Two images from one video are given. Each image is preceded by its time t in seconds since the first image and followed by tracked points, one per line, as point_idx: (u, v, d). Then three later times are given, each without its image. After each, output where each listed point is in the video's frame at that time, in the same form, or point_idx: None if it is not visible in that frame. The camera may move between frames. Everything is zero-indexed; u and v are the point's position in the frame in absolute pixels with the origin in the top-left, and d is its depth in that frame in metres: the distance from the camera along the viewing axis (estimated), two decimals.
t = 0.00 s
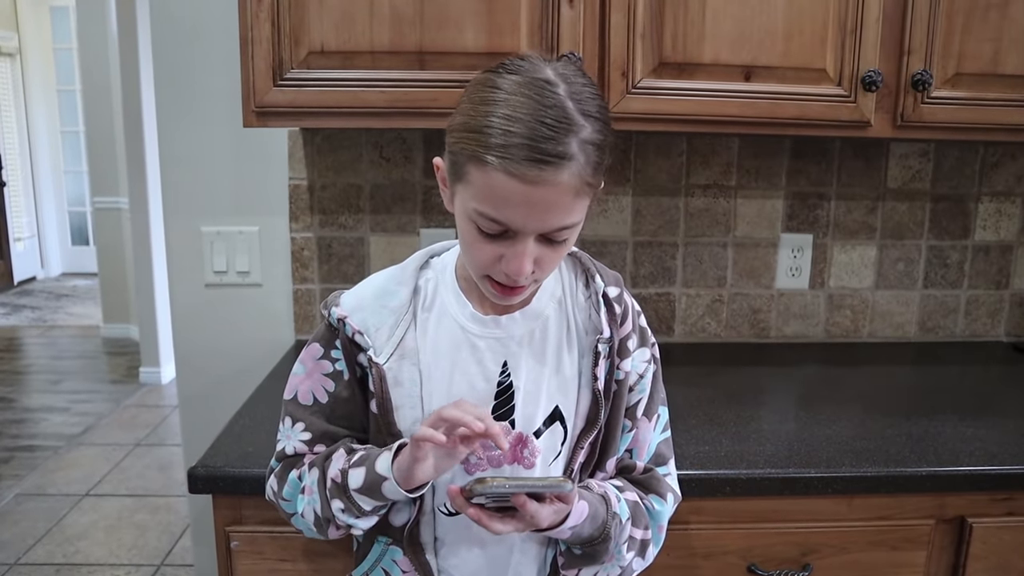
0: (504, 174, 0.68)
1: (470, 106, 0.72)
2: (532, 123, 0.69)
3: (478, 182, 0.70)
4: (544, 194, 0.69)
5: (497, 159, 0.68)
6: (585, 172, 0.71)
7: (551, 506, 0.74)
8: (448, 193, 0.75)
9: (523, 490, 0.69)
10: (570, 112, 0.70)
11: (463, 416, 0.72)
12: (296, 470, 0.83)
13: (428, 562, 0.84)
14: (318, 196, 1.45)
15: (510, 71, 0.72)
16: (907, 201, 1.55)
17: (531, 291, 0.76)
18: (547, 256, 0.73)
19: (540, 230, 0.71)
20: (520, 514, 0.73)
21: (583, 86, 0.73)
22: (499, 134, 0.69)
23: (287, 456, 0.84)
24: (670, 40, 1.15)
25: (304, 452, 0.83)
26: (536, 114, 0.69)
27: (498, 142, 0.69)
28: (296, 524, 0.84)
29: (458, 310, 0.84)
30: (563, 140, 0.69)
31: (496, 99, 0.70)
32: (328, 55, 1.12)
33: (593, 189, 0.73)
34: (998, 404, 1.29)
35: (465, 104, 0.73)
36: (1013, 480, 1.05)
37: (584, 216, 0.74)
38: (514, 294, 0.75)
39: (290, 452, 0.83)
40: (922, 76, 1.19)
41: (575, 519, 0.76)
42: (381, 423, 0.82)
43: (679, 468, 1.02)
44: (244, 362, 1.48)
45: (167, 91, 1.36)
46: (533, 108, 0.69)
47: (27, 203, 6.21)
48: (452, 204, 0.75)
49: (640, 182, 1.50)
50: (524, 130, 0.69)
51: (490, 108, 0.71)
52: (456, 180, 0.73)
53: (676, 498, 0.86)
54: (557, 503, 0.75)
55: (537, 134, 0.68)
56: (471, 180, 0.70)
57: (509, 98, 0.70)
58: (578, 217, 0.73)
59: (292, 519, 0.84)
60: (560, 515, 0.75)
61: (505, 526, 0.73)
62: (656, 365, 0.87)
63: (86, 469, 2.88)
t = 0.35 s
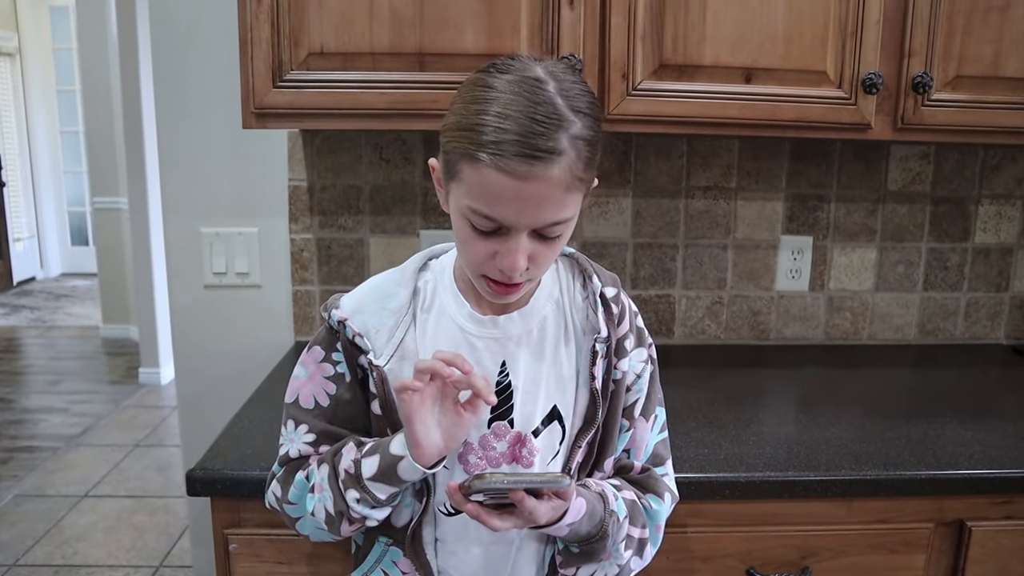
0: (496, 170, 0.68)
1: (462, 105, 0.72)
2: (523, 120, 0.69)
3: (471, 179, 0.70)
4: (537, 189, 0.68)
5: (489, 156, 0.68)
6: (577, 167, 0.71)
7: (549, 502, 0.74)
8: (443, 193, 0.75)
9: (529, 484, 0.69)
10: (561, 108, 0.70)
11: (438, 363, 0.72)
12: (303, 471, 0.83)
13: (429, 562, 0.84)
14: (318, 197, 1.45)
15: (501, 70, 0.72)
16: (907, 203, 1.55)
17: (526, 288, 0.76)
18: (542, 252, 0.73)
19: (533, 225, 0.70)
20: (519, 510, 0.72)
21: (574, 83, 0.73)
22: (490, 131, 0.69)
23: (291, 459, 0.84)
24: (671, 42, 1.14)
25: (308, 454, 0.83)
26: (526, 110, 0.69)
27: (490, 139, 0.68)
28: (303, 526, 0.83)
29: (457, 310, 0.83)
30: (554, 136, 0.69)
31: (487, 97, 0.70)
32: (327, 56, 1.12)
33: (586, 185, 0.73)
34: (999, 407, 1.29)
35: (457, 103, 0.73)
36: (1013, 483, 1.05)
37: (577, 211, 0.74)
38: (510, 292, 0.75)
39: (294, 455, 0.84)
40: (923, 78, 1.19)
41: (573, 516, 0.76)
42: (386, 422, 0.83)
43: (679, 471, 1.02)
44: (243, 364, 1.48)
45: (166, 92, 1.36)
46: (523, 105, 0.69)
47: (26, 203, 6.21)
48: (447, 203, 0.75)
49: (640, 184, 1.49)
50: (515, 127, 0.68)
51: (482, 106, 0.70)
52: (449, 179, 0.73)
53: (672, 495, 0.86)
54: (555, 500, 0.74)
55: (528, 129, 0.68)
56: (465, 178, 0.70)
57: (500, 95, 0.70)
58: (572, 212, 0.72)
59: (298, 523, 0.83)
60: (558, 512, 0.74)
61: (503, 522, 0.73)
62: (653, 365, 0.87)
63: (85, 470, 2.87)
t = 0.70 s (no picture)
0: (490, 177, 0.68)
1: (459, 111, 0.72)
2: (518, 126, 0.69)
3: (466, 186, 0.70)
4: (531, 196, 0.68)
5: (483, 163, 0.68)
6: (573, 173, 0.70)
7: (546, 508, 0.73)
8: (441, 197, 0.75)
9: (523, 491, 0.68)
10: (557, 114, 0.70)
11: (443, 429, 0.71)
12: (302, 482, 0.82)
13: (427, 561, 0.84)
14: (318, 197, 1.45)
15: (498, 75, 0.72)
16: (908, 203, 1.54)
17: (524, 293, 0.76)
18: (538, 258, 0.73)
19: (528, 232, 0.70)
20: (515, 517, 0.72)
21: (571, 88, 0.73)
22: (485, 136, 0.69)
23: (291, 456, 0.83)
24: (670, 42, 1.14)
25: (308, 452, 0.83)
26: (522, 116, 0.69)
27: (485, 145, 0.69)
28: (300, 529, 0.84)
29: (459, 309, 0.83)
30: (549, 142, 0.69)
31: (483, 103, 0.70)
32: (327, 56, 1.12)
33: (583, 191, 0.73)
34: (1000, 408, 1.29)
35: (454, 108, 0.73)
36: (1013, 484, 1.04)
37: (574, 216, 0.74)
38: (507, 296, 0.75)
39: (294, 452, 0.83)
40: (924, 78, 1.19)
41: (569, 522, 0.76)
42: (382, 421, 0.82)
43: (678, 471, 1.02)
44: (244, 363, 1.48)
45: (167, 92, 1.36)
46: (519, 111, 0.69)
47: (29, 202, 6.22)
48: (445, 207, 0.75)
49: (640, 184, 1.49)
50: (510, 133, 0.68)
51: (478, 111, 0.70)
52: (446, 184, 0.73)
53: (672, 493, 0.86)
54: (552, 506, 0.74)
55: (523, 136, 0.68)
56: (460, 184, 0.70)
57: (497, 101, 0.70)
58: (568, 218, 0.72)
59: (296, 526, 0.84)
60: (555, 518, 0.74)
61: (500, 529, 0.72)
62: (655, 369, 0.87)
63: (87, 469, 2.88)
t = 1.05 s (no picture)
0: (488, 135, 0.68)
1: (452, 89, 0.73)
2: (512, 89, 0.69)
3: (463, 151, 0.70)
4: (528, 152, 0.68)
5: (480, 124, 0.68)
6: (570, 135, 0.71)
7: (552, 506, 0.74)
8: (439, 177, 0.75)
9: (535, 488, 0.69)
10: (549, 80, 0.71)
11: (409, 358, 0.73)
12: (307, 469, 0.83)
13: (427, 560, 0.84)
14: (317, 197, 1.45)
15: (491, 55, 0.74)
16: (908, 205, 1.54)
17: (526, 266, 0.75)
18: (539, 223, 0.72)
19: (527, 192, 0.70)
20: (523, 512, 0.72)
21: (563, 63, 0.74)
22: (482, 101, 0.69)
23: (297, 455, 0.85)
24: (670, 44, 1.14)
25: (312, 450, 0.84)
26: (515, 81, 0.70)
27: (480, 109, 0.69)
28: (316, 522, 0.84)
29: (458, 311, 0.83)
30: (543, 102, 0.69)
31: (476, 76, 0.72)
32: (327, 57, 1.12)
33: (580, 156, 0.73)
34: (1000, 410, 1.29)
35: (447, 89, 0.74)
36: (1013, 486, 1.04)
37: (573, 184, 0.73)
38: (509, 268, 0.74)
39: (299, 450, 0.84)
40: (923, 80, 1.19)
41: (574, 521, 0.76)
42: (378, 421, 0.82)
43: (677, 473, 1.02)
44: (243, 364, 1.48)
45: (167, 92, 1.36)
46: (511, 77, 0.70)
47: (28, 203, 6.22)
48: (443, 186, 0.75)
49: (640, 185, 1.49)
50: (504, 94, 0.69)
51: (472, 83, 0.71)
52: (443, 159, 0.73)
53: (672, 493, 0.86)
54: (558, 503, 0.74)
55: (518, 96, 0.69)
56: (457, 151, 0.70)
57: (491, 72, 0.71)
58: (567, 181, 0.72)
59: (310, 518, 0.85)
60: (560, 516, 0.75)
61: (507, 525, 0.73)
62: (655, 370, 0.87)
63: (85, 470, 2.87)
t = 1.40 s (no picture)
0: (487, 153, 0.68)
1: (451, 96, 0.73)
2: (512, 104, 0.69)
3: (462, 166, 0.70)
4: (528, 171, 0.68)
5: (480, 141, 0.68)
6: (569, 149, 0.71)
7: (544, 521, 0.74)
8: (438, 186, 0.75)
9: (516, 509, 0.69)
10: (550, 93, 0.71)
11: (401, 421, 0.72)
12: (304, 476, 0.84)
13: (422, 564, 0.85)
14: (317, 196, 1.45)
15: (489, 60, 0.73)
16: (907, 204, 1.54)
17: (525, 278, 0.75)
18: (538, 239, 0.72)
19: (527, 209, 0.70)
20: (512, 529, 0.73)
21: (562, 69, 0.74)
22: (480, 116, 0.69)
23: (296, 456, 0.85)
24: (670, 42, 1.14)
25: (310, 453, 0.84)
26: (515, 95, 0.70)
27: (480, 124, 0.69)
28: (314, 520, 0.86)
29: (456, 314, 0.84)
30: (544, 118, 0.69)
31: (476, 86, 0.71)
32: (326, 55, 1.11)
33: (580, 169, 0.73)
34: (999, 409, 1.29)
35: (446, 95, 0.74)
36: (1012, 485, 1.05)
37: (573, 196, 0.74)
38: (509, 281, 0.74)
39: (297, 452, 0.85)
40: (923, 79, 1.19)
41: (569, 532, 0.76)
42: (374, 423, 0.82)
43: (676, 472, 1.02)
44: (242, 361, 1.48)
45: (166, 90, 1.36)
46: (512, 91, 0.70)
47: (27, 199, 6.21)
48: (442, 196, 0.75)
49: (639, 184, 1.49)
50: (505, 110, 0.69)
51: (471, 94, 0.71)
52: (442, 169, 0.73)
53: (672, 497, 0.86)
54: (550, 518, 0.74)
55: (518, 112, 0.69)
56: (456, 166, 0.70)
57: (490, 82, 0.70)
58: (567, 196, 0.72)
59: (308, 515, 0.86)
60: (553, 530, 0.75)
61: (497, 542, 0.74)
62: (658, 374, 0.87)
63: (84, 466, 2.87)
